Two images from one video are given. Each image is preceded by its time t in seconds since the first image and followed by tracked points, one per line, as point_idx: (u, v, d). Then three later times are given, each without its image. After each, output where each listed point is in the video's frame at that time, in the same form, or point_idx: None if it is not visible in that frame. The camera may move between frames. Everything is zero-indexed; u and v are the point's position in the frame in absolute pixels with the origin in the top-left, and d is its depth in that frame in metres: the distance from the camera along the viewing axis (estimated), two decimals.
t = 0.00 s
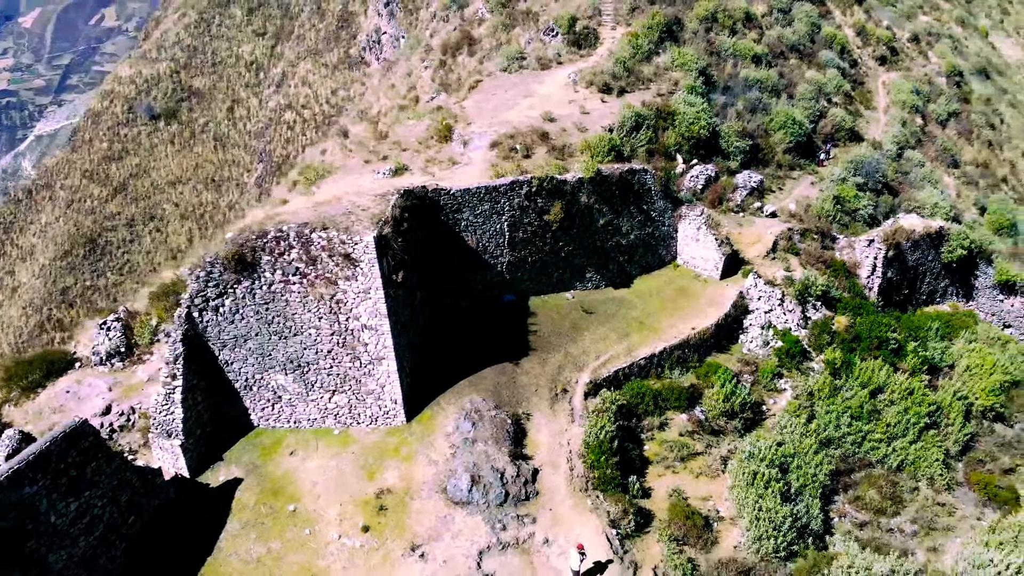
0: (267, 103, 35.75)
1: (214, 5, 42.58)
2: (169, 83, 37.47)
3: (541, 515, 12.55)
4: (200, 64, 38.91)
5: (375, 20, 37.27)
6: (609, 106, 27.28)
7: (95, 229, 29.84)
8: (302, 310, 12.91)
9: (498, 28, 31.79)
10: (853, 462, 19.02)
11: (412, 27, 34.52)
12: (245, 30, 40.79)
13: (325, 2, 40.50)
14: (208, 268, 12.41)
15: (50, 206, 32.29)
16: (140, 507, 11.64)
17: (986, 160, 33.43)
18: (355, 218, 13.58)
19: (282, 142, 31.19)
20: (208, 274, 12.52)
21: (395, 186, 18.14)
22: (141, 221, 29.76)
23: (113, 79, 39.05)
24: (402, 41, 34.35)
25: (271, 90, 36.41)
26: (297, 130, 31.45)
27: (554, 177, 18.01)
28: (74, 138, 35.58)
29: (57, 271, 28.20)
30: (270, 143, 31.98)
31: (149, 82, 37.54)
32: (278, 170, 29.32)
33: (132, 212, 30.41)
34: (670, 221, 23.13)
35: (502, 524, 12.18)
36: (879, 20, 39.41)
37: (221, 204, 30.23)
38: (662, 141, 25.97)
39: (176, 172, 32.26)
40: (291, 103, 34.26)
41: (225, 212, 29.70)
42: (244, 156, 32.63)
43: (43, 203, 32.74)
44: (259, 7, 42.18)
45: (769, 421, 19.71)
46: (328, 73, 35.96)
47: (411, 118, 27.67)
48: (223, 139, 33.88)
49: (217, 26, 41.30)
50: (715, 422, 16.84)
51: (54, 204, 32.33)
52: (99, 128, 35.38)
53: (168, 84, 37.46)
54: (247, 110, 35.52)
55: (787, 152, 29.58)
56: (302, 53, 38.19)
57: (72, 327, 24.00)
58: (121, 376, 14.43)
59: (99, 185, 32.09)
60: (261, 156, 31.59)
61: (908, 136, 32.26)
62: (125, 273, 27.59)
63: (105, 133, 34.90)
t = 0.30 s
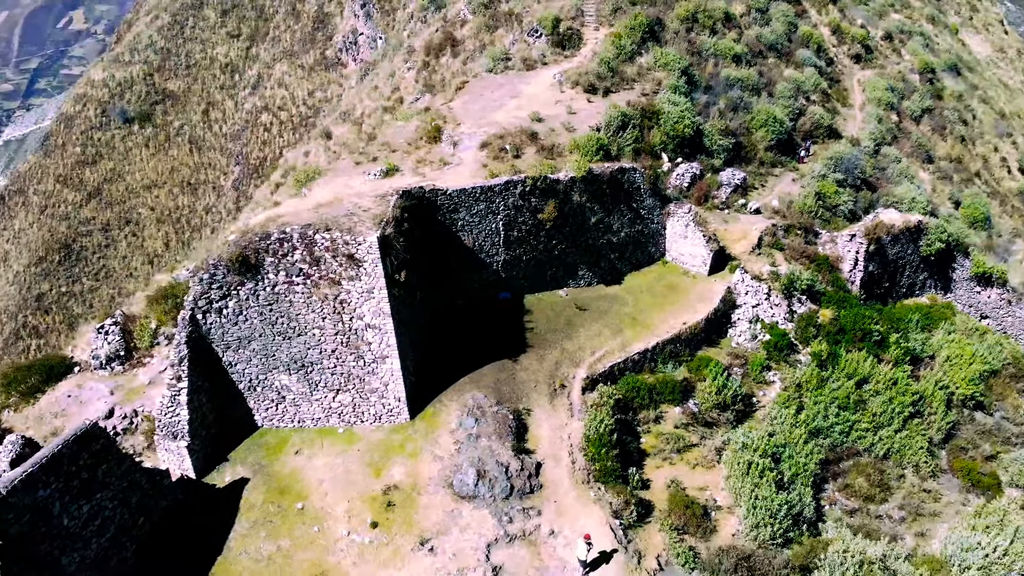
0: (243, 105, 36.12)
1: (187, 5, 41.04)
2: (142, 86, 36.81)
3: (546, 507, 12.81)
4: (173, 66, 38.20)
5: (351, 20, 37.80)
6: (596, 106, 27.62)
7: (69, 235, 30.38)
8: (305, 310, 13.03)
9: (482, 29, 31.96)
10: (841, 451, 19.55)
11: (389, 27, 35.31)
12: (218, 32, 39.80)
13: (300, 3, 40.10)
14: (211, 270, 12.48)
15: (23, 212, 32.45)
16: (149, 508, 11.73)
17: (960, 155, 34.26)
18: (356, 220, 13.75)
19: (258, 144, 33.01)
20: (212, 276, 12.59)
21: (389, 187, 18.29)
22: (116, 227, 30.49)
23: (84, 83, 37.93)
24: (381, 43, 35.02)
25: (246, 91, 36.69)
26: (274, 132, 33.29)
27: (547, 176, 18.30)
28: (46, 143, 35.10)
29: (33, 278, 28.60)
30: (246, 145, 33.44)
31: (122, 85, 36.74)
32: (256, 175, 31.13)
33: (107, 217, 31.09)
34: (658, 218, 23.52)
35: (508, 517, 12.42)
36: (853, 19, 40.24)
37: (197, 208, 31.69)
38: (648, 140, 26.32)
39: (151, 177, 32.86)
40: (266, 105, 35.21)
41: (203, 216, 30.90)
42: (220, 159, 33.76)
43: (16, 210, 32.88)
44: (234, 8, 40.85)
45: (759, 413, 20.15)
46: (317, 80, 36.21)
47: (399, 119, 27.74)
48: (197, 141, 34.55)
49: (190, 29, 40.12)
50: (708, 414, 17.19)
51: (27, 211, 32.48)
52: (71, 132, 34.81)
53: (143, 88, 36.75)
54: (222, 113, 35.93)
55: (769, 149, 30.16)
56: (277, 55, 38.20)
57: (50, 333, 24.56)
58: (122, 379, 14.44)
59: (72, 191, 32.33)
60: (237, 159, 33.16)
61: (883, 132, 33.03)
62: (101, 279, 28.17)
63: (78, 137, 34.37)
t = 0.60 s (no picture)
0: (220, 107, 36.20)
1: (159, 7, 40.41)
2: (117, 90, 36.27)
3: (552, 499, 13.07)
4: (148, 69, 37.68)
5: (328, 21, 37.91)
6: (582, 105, 27.93)
7: (45, 241, 30.33)
8: (310, 310, 13.17)
9: (466, 30, 32.03)
10: (830, 441, 19.99)
11: (367, 28, 35.57)
12: (193, 34, 39.51)
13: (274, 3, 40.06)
14: (216, 272, 12.57)
15: None
16: (160, 508, 11.75)
17: (934, 150, 35.10)
18: (360, 220, 13.94)
19: (236, 146, 33.27)
20: (216, 278, 12.68)
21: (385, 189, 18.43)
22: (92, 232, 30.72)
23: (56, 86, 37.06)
24: (359, 43, 35.34)
25: (222, 93, 36.84)
26: (251, 134, 33.62)
27: (541, 175, 18.57)
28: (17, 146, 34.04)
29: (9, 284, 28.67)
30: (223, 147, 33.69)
31: (96, 87, 36.09)
32: (234, 179, 31.38)
33: (82, 222, 31.08)
34: (648, 216, 23.91)
35: (515, 509, 12.67)
36: (829, 18, 40.97)
37: (173, 212, 32.12)
38: (635, 139, 26.62)
39: (126, 180, 32.89)
40: (243, 107, 35.31)
41: (180, 219, 31.55)
42: (197, 161, 34.06)
43: None
44: (208, 9, 40.60)
45: (751, 404, 20.58)
46: (299, 82, 36.14)
47: (387, 120, 27.82)
48: (174, 144, 34.61)
49: (165, 30, 39.57)
50: (701, 406, 17.54)
51: None
52: (45, 136, 33.90)
53: (117, 91, 36.19)
54: (198, 115, 35.96)
55: (751, 147, 30.73)
56: (254, 56, 38.25)
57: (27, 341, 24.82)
58: (125, 382, 14.45)
59: (47, 196, 31.98)
60: (214, 161, 33.40)
61: (861, 129, 33.74)
62: (78, 285, 28.56)
63: (53, 141, 33.63)
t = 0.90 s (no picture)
0: (197, 110, 35.85)
1: (134, 10, 39.43)
2: (91, 93, 35.61)
3: (557, 493, 13.32)
4: (123, 72, 36.95)
5: (306, 23, 37.86)
6: (570, 106, 28.22)
7: (19, 248, 29.86)
8: (315, 311, 13.31)
9: (450, 32, 32.17)
10: (820, 432, 20.47)
11: (345, 31, 35.60)
12: (169, 36, 38.83)
13: (250, 6, 39.52)
14: (221, 274, 12.71)
15: None
16: (171, 510, 11.86)
17: (910, 147, 35.92)
18: (364, 222, 14.16)
19: (213, 149, 33.35)
20: (221, 280, 12.81)
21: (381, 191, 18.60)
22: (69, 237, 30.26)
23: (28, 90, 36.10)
24: (337, 45, 35.38)
25: (199, 96, 36.44)
26: (229, 137, 33.66)
27: (535, 175, 18.85)
28: None
29: None
30: (200, 151, 33.59)
31: (70, 92, 35.38)
32: (212, 183, 31.56)
33: (58, 228, 30.62)
34: (638, 214, 24.32)
35: (522, 503, 12.88)
36: (805, 18, 41.70)
37: (151, 216, 31.84)
38: (622, 139, 26.97)
39: (103, 185, 32.33)
40: (221, 109, 35.12)
41: (158, 223, 31.38)
42: (173, 165, 33.72)
43: None
44: (183, 10, 39.79)
45: (742, 398, 20.99)
46: (280, 84, 35.98)
47: (376, 122, 27.88)
48: (150, 147, 34.11)
49: (139, 33, 38.74)
50: (695, 400, 17.89)
51: None
52: (19, 141, 33.28)
53: (92, 94, 35.54)
54: (175, 118, 35.45)
55: (735, 145, 31.25)
56: (231, 58, 37.93)
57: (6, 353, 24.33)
58: (128, 386, 14.47)
59: (21, 201, 31.27)
60: (192, 165, 33.35)
61: (840, 127, 34.42)
62: (55, 292, 28.16)
63: (26, 147, 33.04)
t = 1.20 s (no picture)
0: (173, 113, 35.72)
1: (108, 13, 40.43)
2: (66, 98, 36.01)
3: (563, 487, 13.56)
4: (97, 76, 37.44)
5: (283, 25, 37.75)
6: (559, 107, 28.47)
7: None
8: (321, 312, 13.43)
9: (435, 34, 32.32)
10: (811, 424, 20.98)
11: (323, 32, 35.63)
12: (143, 39, 39.36)
13: (226, 9, 39.74)
14: (228, 277, 12.80)
15: None
16: (182, 512, 11.88)
17: (887, 143, 36.67)
18: (369, 223, 14.34)
19: (190, 153, 32.82)
20: (228, 283, 12.90)
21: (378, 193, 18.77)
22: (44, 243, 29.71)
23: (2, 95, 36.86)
24: (315, 47, 35.39)
25: (175, 99, 36.40)
26: (206, 141, 33.09)
27: (531, 175, 19.10)
28: None
29: None
30: (177, 154, 33.23)
31: (44, 97, 35.92)
32: (190, 186, 30.94)
33: (34, 234, 30.20)
34: (629, 212, 24.65)
35: (530, 497, 13.12)
36: (783, 17, 42.37)
37: (128, 221, 31.28)
38: (611, 138, 27.30)
39: (78, 190, 32.12)
40: (197, 112, 34.84)
41: (136, 229, 30.53)
42: (150, 169, 33.45)
43: None
44: (157, 15, 40.27)
45: (735, 391, 21.32)
46: (258, 85, 35.81)
47: (365, 124, 27.94)
48: (127, 152, 33.97)
49: (113, 37, 39.45)
50: (691, 394, 18.21)
51: None
52: None
53: (66, 99, 35.92)
54: (150, 122, 35.48)
55: (720, 144, 31.68)
56: (207, 61, 37.89)
57: None
58: (132, 390, 14.51)
59: None
60: (169, 170, 32.83)
61: (820, 125, 35.08)
62: (31, 299, 27.23)
63: None
